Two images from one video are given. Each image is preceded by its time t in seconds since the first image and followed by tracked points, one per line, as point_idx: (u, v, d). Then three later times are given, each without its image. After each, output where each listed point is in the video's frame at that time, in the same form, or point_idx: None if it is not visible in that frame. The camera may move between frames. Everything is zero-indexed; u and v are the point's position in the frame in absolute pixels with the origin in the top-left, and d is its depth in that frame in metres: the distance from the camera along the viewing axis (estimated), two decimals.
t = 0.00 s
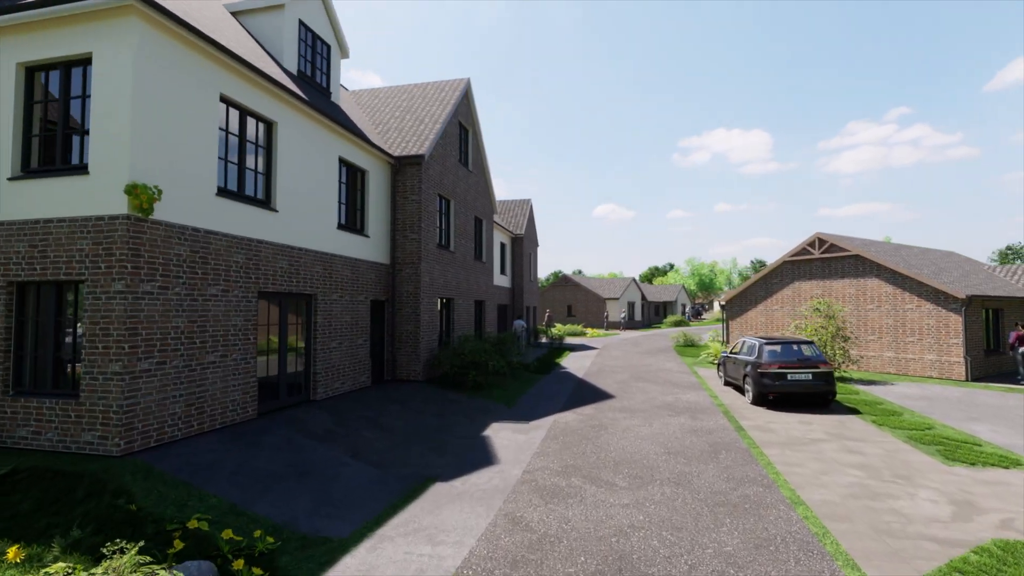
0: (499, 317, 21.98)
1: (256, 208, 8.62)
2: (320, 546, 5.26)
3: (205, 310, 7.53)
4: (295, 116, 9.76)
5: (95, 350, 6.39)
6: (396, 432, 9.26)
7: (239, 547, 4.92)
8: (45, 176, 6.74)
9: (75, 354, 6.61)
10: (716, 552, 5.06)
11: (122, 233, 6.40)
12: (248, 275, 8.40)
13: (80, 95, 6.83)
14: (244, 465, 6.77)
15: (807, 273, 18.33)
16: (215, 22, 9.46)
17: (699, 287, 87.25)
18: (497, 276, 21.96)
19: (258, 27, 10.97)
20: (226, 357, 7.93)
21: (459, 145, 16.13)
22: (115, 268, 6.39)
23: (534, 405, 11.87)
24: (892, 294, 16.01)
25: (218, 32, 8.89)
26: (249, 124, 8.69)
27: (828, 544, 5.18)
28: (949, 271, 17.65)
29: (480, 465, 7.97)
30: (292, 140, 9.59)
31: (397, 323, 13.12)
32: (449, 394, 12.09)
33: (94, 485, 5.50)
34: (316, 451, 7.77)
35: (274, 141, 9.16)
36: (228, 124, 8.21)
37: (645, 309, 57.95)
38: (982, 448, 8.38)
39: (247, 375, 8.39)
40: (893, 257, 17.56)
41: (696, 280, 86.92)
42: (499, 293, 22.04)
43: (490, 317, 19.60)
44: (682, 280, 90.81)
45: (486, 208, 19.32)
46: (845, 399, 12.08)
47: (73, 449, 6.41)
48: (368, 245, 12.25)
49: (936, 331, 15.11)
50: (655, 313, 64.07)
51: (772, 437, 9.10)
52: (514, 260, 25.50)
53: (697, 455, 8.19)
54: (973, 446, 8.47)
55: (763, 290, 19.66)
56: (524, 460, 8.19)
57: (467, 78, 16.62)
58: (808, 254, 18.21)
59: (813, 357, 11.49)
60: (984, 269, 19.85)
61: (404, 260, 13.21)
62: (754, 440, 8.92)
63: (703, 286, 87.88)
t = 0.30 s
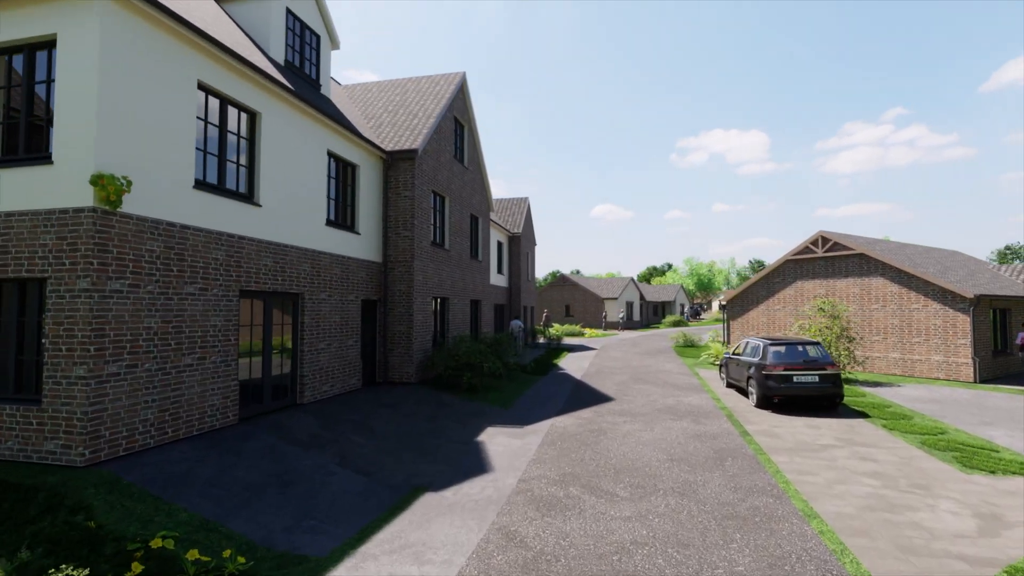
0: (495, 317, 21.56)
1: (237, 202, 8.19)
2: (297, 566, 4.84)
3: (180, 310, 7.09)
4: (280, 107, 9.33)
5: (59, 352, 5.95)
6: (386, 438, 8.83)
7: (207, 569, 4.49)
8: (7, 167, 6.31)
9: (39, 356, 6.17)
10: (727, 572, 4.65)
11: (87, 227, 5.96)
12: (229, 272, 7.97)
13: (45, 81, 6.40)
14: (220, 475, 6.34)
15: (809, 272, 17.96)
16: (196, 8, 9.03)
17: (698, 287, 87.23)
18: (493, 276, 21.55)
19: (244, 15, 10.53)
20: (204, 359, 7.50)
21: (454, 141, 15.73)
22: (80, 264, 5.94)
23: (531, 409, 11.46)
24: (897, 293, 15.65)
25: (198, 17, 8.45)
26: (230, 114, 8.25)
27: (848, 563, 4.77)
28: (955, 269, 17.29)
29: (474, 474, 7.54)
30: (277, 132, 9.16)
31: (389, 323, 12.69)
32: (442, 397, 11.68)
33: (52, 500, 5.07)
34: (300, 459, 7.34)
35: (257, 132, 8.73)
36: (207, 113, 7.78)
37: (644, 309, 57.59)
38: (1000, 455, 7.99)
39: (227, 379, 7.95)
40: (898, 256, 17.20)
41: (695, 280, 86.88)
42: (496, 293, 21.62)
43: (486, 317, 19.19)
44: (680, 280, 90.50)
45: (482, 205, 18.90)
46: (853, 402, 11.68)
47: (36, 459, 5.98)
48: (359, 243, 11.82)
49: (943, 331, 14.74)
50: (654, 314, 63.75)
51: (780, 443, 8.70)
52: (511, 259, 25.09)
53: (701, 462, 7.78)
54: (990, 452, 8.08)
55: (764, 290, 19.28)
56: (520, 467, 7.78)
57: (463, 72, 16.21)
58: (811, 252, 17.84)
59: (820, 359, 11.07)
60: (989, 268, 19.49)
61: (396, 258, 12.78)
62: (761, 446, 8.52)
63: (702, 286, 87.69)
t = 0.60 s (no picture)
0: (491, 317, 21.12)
1: (215, 195, 7.73)
2: None
3: (151, 310, 6.63)
4: (264, 96, 8.88)
5: (15, 353, 5.49)
6: (374, 444, 8.38)
7: None
8: None
9: None
10: None
11: (46, 219, 5.51)
12: (206, 270, 7.51)
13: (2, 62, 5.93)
14: (191, 487, 5.88)
15: (813, 270, 17.58)
16: None
17: (697, 287, 86.96)
18: (490, 275, 21.12)
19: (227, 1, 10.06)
20: (179, 362, 7.03)
21: (449, 135, 15.29)
22: (37, 259, 5.49)
23: (527, 412, 11.02)
24: (903, 292, 15.27)
25: None
26: (208, 102, 7.80)
27: None
28: (962, 269, 16.92)
29: (466, 483, 7.09)
30: (259, 122, 8.71)
31: (380, 323, 12.24)
32: (435, 400, 11.23)
33: None
34: (280, 469, 6.88)
35: (238, 122, 8.28)
36: (183, 100, 7.34)
37: (642, 309, 57.23)
38: (1021, 462, 7.59)
39: (204, 383, 7.48)
40: (903, 254, 16.83)
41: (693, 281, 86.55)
42: (492, 292, 21.20)
43: (482, 317, 18.75)
44: (679, 280, 90.21)
45: (478, 202, 18.46)
46: (861, 405, 11.27)
47: None
48: (348, 240, 11.37)
49: (951, 332, 14.35)
50: (653, 313, 63.44)
51: (788, 449, 8.28)
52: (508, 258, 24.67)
53: (707, 471, 7.36)
54: (1010, 459, 7.68)
55: (766, 290, 18.89)
56: (514, 476, 7.34)
57: (457, 65, 15.77)
58: (814, 251, 17.46)
59: (828, 360, 10.65)
60: (995, 267, 19.13)
61: (388, 256, 12.33)
62: (769, 453, 8.09)
63: (701, 286, 87.37)
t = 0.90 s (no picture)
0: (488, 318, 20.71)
1: (192, 188, 7.30)
2: None
3: (120, 309, 6.19)
4: (247, 85, 8.46)
5: None
6: (362, 451, 7.94)
7: None
8: None
9: None
10: None
11: None
12: (182, 267, 7.06)
13: None
14: (160, 500, 5.43)
15: (816, 269, 17.21)
16: None
17: (696, 287, 86.83)
18: (486, 274, 20.71)
19: None
20: (150, 365, 6.58)
21: (444, 130, 14.88)
22: None
23: (524, 416, 10.60)
24: (910, 292, 14.90)
25: None
26: (184, 89, 7.37)
27: None
28: (968, 268, 16.56)
29: (458, 494, 6.66)
30: (241, 111, 8.27)
31: (372, 324, 11.82)
32: (428, 404, 10.81)
33: None
34: (260, 478, 6.44)
35: (219, 112, 7.86)
36: (157, 87, 6.91)
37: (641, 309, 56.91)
38: None
39: (180, 387, 7.02)
40: (909, 253, 16.47)
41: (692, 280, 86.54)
42: (489, 292, 20.79)
43: (478, 317, 18.34)
44: (677, 280, 89.93)
45: (474, 200, 18.05)
46: (870, 409, 10.88)
47: None
48: (338, 238, 10.94)
49: (959, 332, 13.98)
50: (652, 314, 63.18)
51: (797, 456, 7.88)
52: (505, 257, 24.27)
53: (713, 480, 6.94)
54: None
55: (768, 289, 18.51)
56: (509, 485, 6.92)
57: (453, 58, 15.36)
58: (817, 249, 17.10)
59: (838, 361, 10.24)
60: (1000, 266, 18.79)
61: (380, 254, 11.90)
62: (778, 460, 7.68)
63: (700, 286, 87.19)
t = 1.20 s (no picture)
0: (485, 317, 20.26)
1: (166, 179, 6.84)
2: None
3: (82, 309, 5.72)
4: (227, 71, 8.00)
5: None
6: (347, 460, 7.48)
7: None
8: None
9: None
10: None
11: None
12: (154, 263, 6.60)
13: None
14: (118, 520, 4.98)
15: (820, 268, 16.81)
16: None
17: (695, 287, 86.48)
18: (483, 273, 20.27)
19: None
20: (118, 369, 6.12)
21: (438, 124, 14.42)
22: None
23: (520, 421, 10.16)
24: (917, 291, 14.50)
25: None
26: (156, 73, 6.90)
27: None
28: (977, 267, 16.16)
29: (448, 507, 6.21)
30: (219, 99, 7.79)
31: (362, 324, 11.37)
32: (420, 408, 10.36)
33: None
34: (233, 493, 5.98)
35: (196, 98, 7.39)
36: (125, 70, 6.44)
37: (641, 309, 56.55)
38: None
39: (151, 392, 6.56)
40: (916, 251, 16.07)
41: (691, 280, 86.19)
42: (485, 291, 20.34)
43: (474, 317, 17.90)
44: (676, 280, 89.53)
45: (470, 197, 17.60)
46: (880, 413, 10.46)
47: None
48: (326, 234, 10.47)
49: (969, 332, 13.57)
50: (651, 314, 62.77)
51: (809, 464, 7.45)
52: (502, 256, 23.83)
53: (721, 491, 6.50)
54: None
55: (771, 289, 18.10)
56: (503, 497, 6.47)
57: (448, 50, 14.91)
58: (822, 248, 16.70)
59: (847, 363, 9.82)
60: (1008, 265, 18.40)
61: (371, 252, 11.44)
62: (788, 469, 7.25)
63: (700, 286, 86.82)
